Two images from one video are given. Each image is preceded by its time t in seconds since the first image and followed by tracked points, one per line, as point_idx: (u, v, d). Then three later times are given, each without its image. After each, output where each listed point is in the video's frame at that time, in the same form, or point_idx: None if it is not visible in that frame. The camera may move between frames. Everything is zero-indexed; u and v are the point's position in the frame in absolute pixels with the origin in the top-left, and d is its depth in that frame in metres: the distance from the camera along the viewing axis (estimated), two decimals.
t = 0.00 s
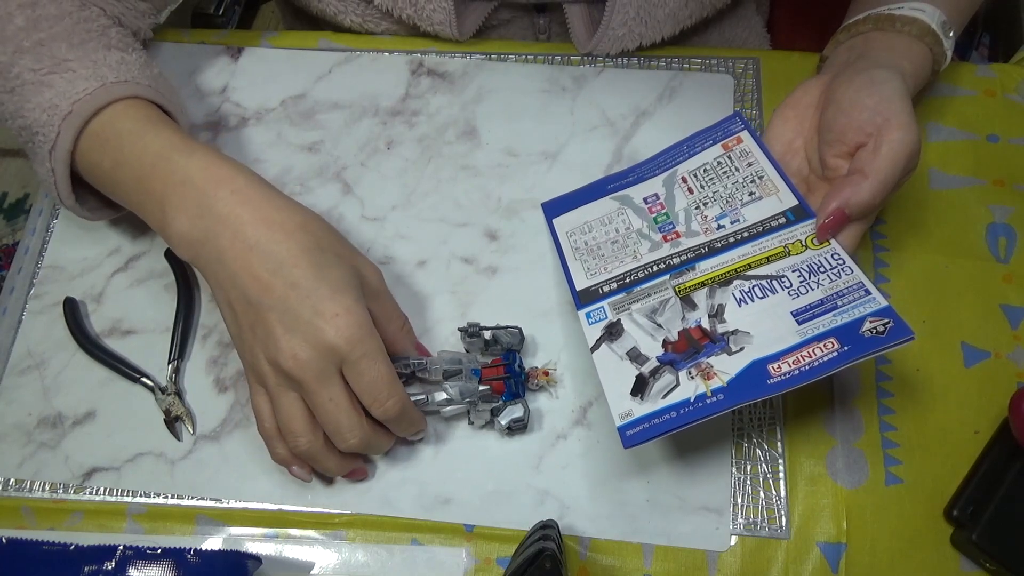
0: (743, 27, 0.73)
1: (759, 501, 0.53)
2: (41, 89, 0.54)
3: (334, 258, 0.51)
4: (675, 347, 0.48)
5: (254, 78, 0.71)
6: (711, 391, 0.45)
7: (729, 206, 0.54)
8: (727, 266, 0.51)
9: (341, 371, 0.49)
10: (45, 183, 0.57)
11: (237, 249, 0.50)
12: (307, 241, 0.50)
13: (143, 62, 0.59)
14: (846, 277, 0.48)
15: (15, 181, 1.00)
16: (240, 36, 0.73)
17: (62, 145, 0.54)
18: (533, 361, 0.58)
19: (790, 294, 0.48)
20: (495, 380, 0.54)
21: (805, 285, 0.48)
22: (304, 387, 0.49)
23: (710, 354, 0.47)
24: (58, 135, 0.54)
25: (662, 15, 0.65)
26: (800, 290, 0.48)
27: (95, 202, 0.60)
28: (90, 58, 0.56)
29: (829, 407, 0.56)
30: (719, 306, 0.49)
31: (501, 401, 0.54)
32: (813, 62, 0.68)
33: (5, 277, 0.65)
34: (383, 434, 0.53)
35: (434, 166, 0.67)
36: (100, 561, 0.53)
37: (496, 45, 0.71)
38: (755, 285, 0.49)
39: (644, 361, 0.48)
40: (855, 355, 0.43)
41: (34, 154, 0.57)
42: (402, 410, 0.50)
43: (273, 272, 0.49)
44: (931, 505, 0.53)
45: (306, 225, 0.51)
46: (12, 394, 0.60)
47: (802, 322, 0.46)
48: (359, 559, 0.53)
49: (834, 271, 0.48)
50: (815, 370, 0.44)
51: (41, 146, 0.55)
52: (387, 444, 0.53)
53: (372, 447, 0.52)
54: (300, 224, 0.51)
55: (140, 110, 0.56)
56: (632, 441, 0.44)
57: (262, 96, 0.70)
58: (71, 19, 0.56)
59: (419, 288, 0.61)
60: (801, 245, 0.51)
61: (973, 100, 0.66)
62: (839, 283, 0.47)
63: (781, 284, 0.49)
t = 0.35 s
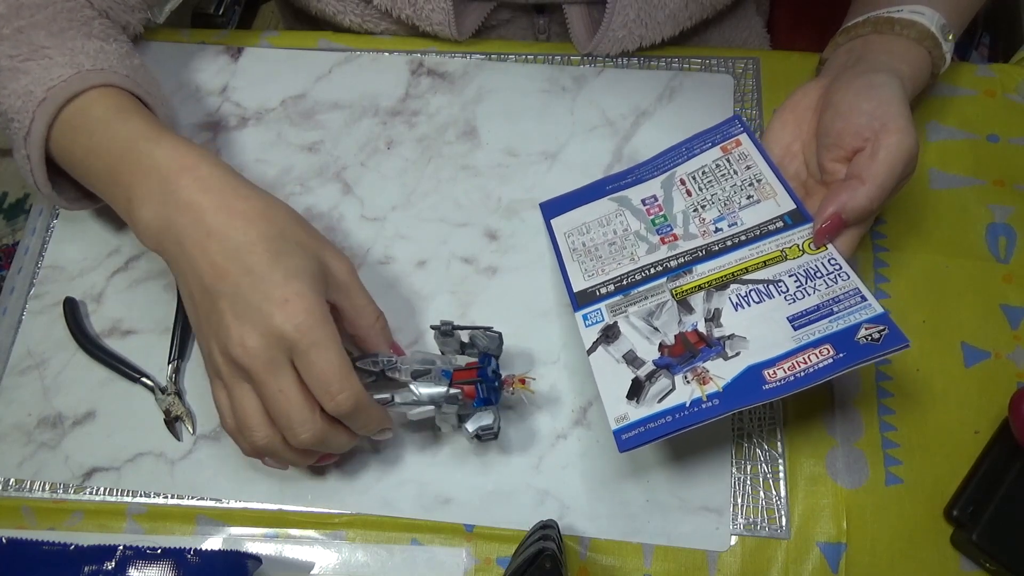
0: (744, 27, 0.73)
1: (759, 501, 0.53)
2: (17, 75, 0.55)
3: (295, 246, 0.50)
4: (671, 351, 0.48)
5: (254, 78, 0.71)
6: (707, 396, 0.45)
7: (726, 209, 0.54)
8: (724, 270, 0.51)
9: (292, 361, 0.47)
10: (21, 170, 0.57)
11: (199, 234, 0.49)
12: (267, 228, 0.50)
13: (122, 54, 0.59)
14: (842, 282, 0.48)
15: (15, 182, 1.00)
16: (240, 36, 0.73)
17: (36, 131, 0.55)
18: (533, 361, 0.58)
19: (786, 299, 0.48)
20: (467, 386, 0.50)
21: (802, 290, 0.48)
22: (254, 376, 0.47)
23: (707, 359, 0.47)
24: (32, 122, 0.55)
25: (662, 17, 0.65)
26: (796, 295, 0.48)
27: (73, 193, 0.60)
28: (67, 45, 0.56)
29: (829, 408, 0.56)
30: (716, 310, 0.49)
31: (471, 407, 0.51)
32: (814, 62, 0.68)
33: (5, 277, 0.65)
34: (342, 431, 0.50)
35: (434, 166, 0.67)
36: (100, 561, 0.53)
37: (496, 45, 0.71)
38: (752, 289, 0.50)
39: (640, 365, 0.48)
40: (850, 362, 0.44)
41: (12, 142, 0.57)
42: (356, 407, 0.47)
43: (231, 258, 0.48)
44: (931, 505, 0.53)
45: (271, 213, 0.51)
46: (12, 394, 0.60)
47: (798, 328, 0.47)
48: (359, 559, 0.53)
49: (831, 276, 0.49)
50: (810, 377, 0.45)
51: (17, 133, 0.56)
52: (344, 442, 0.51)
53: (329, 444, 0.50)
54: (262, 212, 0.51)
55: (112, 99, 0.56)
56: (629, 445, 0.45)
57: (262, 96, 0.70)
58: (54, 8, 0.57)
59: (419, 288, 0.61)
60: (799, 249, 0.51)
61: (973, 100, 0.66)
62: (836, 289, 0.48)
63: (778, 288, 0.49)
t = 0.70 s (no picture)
0: (743, 27, 0.73)
1: (759, 501, 0.53)
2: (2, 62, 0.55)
3: (273, 223, 0.49)
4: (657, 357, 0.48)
5: (254, 77, 0.71)
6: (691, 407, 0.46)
7: (718, 212, 0.54)
8: (714, 274, 0.51)
9: (271, 338, 0.46)
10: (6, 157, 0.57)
11: (177, 214, 0.49)
12: (244, 205, 0.50)
13: (109, 43, 0.59)
14: (829, 294, 0.48)
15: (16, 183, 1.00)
16: (239, 36, 0.73)
17: (20, 117, 0.55)
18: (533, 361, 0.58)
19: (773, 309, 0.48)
20: (462, 365, 0.48)
21: (789, 300, 0.48)
22: (234, 358, 0.47)
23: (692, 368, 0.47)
24: (17, 106, 0.54)
25: (660, 17, 0.66)
26: (782, 305, 0.48)
27: (57, 181, 0.60)
28: (52, 32, 0.56)
29: (829, 408, 0.56)
30: (703, 317, 0.49)
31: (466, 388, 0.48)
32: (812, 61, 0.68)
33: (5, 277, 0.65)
34: (330, 412, 0.49)
35: (434, 166, 0.67)
36: (100, 562, 0.53)
37: (496, 44, 0.71)
38: (740, 296, 0.50)
39: (627, 371, 0.49)
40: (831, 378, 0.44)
41: None
42: (339, 385, 0.46)
43: (208, 236, 0.48)
44: (931, 506, 0.53)
45: (250, 191, 0.51)
46: (12, 395, 0.60)
47: (783, 340, 0.47)
48: (359, 559, 0.53)
49: (818, 287, 0.49)
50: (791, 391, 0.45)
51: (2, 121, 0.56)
52: (332, 425, 0.49)
53: (317, 426, 0.49)
54: (241, 190, 0.50)
55: (95, 84, 0.56)
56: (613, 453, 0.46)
57: (261, 96, 0.70)
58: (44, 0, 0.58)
59: (419, 288, 0.61)
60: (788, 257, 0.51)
61: (973, 100, 0.66)
62: (822, 301, 0.48)
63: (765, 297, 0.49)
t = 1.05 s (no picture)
0: (743, 27, 0.73)
1: (759, 501, 0.53)
2: (12, 61, 0.53)
3: (309, 172, 0.46)
4: (656, 404, 0.51)
5: (254, 77, 0.71)
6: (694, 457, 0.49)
7: (704, 233, 0.55)
8: (705, 304, 0.53)
9: (339, 279, 0.43)
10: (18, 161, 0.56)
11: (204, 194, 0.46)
12: (270, 168, 0.46)
13: (116, 37, 0.58)
14: (815, 328, 0.50)
15: (15, 182, 0.99)
16: (239, 36, 0.73)
17: (36, 116, 0.53)
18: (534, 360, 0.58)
19: (763, 346, 0.51)
20: (529, 255, 0.47)
21: (778, 334, 0.51)
22: (311, 305, 0.45)
23: (691, 415, 0.50)
24: (31, 106, 0.53)
25: (651, 12, 0.65)
26: (772, 340, 0.51)
27: (77, 182, 0.59)
28: (59, 28, 0.55)
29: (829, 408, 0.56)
30: (697, 355, 0.52)
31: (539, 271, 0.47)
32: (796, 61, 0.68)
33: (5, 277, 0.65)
34: (428, 332, 0.46)
35: (434, 166, 0.67)
36: (101, 561, 0.54)
37: (496, 44, 0.71)
38: (731, 331, 0.52)
39: (630, 418, 0.51)
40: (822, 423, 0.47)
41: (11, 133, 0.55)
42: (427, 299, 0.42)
43: (242, 201, 0.45)
44: (931, 506, 0.53)
45: (274, 152, 0.47)
46: (12, 395, 0.60)
47: (775, 381, 0.50)
48: (359, 559, 0.53)
49: (805, 319, 0.51)
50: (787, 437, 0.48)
51: (16, 122, 0.54)
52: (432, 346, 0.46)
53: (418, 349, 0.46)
54: (261, 153, 0.47)
55: (107, 76, 0.55)
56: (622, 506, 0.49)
57: (262, 96, 0.70)
58: None
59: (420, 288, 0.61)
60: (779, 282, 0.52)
61: (972, 100, 0.66)
62: (810, 335, 0.50)
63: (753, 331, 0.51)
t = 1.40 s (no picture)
0: (741, 24, 0.73)
1: (759, 501, 0.53)
2: (134, 111, 0.51)
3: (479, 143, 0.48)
4: (577, 380, 0.50)
5: (256, 77, 0.71)
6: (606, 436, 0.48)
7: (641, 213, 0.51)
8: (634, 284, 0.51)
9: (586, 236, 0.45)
10: (147, 217, 0.54)
11: (404, 203, 0.48)
12: (457, 159, 0.47)
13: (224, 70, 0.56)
14: (741, 316, 0.48)
15: (15, 181, 0.99)
16: (239, 37, 0.73)
17: (170, 166, 0.51)
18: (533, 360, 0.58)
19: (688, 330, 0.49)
20: (712, 130, 0.44)
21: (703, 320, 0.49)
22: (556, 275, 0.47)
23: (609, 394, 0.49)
24: (165, 156, 0.51)
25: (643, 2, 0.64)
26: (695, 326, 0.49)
27: (202, 228, 0.57)
28: (175, 69, 0.53)
29: (829, 408, 0.56)
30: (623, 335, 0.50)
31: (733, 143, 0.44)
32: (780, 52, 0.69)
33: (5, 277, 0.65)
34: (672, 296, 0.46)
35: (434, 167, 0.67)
36: (100, 561, 0.54)
37: (496, 44, 0.71)
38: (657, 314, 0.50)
39: (550, 392, 0.50)
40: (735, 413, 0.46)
41: (132, 186, 0.53)
42: (663, 223, 0.44)
43: (465, 204, 0.46)
44: (931, 506, 0.53)
45: (422, 145, 0.48)
46: (12, 395, 0.60)
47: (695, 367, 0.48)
48: (359, 559, 0.54)
49: (732, 306, 0.49)
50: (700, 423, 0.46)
51: (143, 174, 0.52)
52: (678, 307, 0.46)
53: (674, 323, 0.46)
54: (437, 151, 0.48)
55: (237, 112, 0.53)
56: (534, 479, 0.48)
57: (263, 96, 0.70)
58: None
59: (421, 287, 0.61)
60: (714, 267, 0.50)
61: (973, 101, 0.66)
62: (734, 323, 0.48)
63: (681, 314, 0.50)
